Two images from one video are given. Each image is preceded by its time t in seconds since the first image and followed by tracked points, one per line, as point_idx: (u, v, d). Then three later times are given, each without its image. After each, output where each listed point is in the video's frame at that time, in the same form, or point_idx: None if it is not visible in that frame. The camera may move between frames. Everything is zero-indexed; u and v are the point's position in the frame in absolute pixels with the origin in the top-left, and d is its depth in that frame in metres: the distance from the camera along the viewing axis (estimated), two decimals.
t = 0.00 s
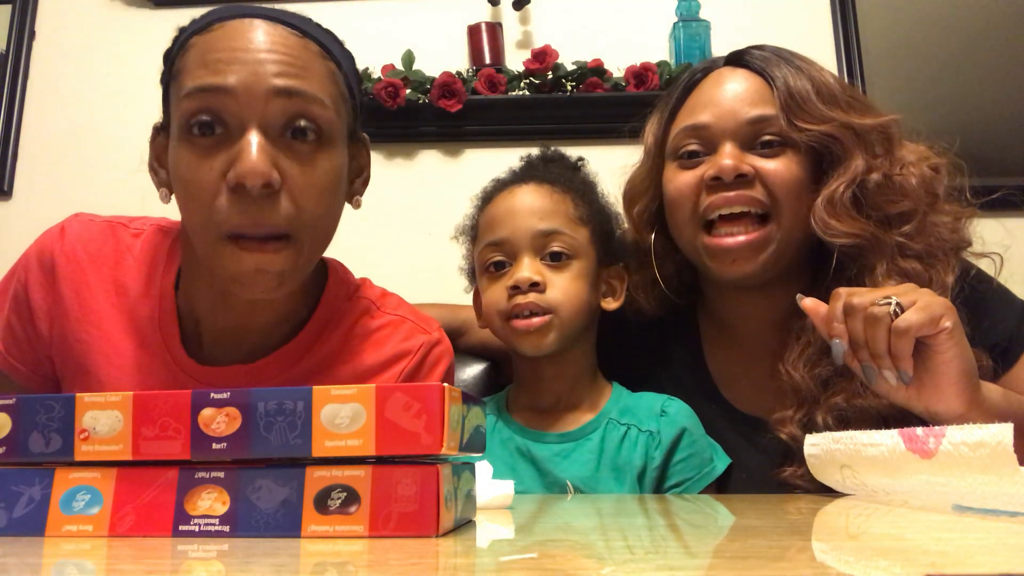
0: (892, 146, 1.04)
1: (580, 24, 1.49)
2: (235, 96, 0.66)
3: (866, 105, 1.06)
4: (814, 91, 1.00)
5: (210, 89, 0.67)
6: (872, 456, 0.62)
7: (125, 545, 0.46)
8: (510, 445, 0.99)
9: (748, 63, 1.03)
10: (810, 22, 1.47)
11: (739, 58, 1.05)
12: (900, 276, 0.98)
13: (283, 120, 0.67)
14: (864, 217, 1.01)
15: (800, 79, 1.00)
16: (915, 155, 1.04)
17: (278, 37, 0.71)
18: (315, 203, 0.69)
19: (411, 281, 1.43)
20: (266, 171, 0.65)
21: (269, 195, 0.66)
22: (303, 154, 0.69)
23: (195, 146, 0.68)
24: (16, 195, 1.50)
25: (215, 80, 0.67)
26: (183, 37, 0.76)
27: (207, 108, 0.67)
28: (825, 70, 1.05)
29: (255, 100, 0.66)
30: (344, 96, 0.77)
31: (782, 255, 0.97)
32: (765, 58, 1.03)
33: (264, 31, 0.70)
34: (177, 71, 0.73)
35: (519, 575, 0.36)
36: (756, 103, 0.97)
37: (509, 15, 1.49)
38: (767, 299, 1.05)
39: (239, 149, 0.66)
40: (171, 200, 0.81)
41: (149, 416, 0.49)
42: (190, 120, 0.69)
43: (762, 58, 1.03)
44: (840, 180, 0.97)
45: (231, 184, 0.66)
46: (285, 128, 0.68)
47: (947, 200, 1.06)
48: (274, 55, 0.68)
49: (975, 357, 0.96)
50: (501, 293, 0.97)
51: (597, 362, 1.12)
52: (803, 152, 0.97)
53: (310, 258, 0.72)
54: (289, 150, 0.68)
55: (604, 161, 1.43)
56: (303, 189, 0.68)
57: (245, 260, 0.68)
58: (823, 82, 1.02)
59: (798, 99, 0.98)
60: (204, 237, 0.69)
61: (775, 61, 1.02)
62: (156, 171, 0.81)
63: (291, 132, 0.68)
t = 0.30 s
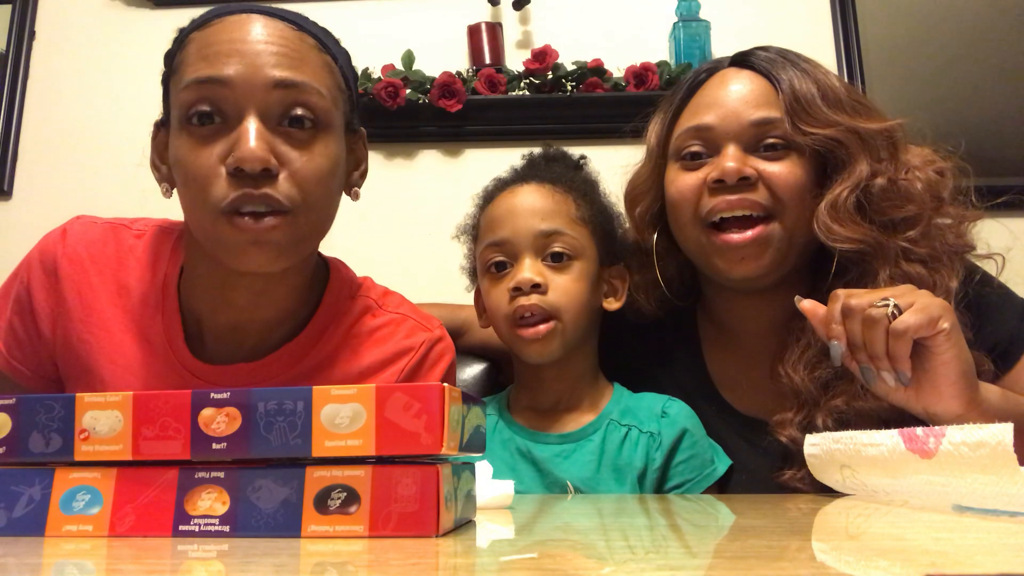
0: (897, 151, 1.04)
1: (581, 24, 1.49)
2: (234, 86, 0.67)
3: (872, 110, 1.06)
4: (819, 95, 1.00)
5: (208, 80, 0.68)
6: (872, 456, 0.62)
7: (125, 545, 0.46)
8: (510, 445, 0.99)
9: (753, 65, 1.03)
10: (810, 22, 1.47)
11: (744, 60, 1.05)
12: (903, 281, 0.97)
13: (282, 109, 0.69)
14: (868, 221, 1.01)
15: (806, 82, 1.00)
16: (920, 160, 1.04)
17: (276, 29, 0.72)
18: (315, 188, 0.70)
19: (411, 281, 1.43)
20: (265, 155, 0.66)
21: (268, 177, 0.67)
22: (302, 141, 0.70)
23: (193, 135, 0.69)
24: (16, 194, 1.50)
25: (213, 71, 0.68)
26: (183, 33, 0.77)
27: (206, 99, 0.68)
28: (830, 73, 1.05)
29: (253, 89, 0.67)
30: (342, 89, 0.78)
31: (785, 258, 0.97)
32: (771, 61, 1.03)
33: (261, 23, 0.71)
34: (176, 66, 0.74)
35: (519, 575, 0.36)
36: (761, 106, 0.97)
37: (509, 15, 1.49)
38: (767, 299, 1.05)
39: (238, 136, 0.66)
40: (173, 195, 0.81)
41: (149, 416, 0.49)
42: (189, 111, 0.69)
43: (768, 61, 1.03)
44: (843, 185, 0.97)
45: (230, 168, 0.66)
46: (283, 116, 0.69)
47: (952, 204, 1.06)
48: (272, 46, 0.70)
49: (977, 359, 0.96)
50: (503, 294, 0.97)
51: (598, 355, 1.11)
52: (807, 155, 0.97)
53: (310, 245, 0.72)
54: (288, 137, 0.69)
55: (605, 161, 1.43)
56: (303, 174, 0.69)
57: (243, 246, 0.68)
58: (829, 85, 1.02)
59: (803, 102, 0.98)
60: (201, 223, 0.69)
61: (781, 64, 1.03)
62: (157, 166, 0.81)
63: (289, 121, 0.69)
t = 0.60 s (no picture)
0: (897, 153, 1.04)
1: (581, 24, 1.49)
2: (242, 71, 0.69)
3: (873, 111, 1.06)
4: (820, 95, 1.00)
5: (217, 66, 0.70)
6: (872, 456, 0.62)
7: (125, 544, 0.46)
8: (511, 446, 0.99)
9: (754, 65, 1.03)
10: (810, 22, 1.47)
11: (745, 60, 1.05)
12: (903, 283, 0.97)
13: (287, 95, 0.70)
14: (868, 223, 1.01)
15: (806, 83, 1.00)
16: (920, 162, 1.04)
17: (285, 24, 0.74)
18: (319, 172, 0.70)
19: (411, 281, 1.43)
20: (269, 134, 0.67)
21: (272, 156, 0.67)
22: (307, 127, 0.70)
23: (199, 118, 0.70)
24: (16, 194, 1.50)
25: (222, 57, 0.70)
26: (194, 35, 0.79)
27: (214, 84, 0.70)
28: (831, 74, 1.05)
29: (261, 74, 0.69)
30: (348, 90, 0.79)
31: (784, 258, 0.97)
32: (772, 61, 1.03)
33: (271, 19, 0.73)
34: (185, 59, 0.75)
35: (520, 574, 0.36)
36: (761, 105, 0.97)
37: (509, 15, 1.49)
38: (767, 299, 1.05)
39: (243, 116, 0.67)
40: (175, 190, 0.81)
41: (149, 415, 0.49)
42: (196, 96, 0.71)
43: (769, 61, 1.04)
44: (844, 187, 0.97)
45: (234, 145, 0.67)
46: (288, 103, 0.70)
47: (953, 207, 1.05)
48: (280, 36, 0.72)
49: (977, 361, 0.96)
50: (503, 295, 0.97)
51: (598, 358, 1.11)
52: (808, 155, 0.97)
53: (311, 233, 0.72)
54: (294, 122, 0.70)
55: (605, 161, 1.43)
56: (306, 156, 0.69)
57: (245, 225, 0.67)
58: (830, 86, 1.02)
59: (803, 103, 0.98)
60: (203, 205, 0.69)
61: (781, 65, 1.03)
62: (160, 163, 0.81)
63: (295, 107, 0.70)
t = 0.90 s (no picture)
0: (897, 154, 1.04)
1: (581, 24, 1.49)
2: (240, 67, 0.71)
3: (872, 112, 1.06)
4: (819, 96, 1.00)
5: (217, 62, 0.72)
6: (872, 456, 0.62)
7: (125, 545, 0.46)
8: (512, 447, 0.99)
9: (754, 65, 1.03)
10: (810, 22, 1.47)
11: (744, 61, 1.06)
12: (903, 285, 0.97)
13: (285, 89, 0.72)
14: (867, 225, 1.01)
15: (805, 84, 1.00)
16: (920, 163, 1.04)
17: (283, 26, 0.76)
18: (315, 163, 0.71)
19: (411, 281, 1.43)
20: (266, 123, 0.69)
21: (268, 144, 0.68)
22: (304, 120, 0.72)
23: (197, 110, 0.71)
24: (16, 194, 1.50)
25: (222, 54, 0.72)
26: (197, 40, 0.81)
27: (213, 79, 0.72)
28: (830, 75, 1.05)
29: (260, 69, 0.71)
30: (345, 88, 0.81)
31: (786, 259, 0.97)
32: (771, 62, 1.03)
33: (269, 21, 0.76)
34: (185, 60, 0.77)
35: (520, 575, 0.36)
36: (761, 105, 0.97)
37: (509, 15, 1.50)
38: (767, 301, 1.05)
39: (241, 107, 0.69)
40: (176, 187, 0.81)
41: (149, 416, 0.49)
42: (195, 91, 0.72)
43: (768, 61, 1.04)
44: (844, 188, 0.97)
45: (231, 133, 0.68)
46: (286, 98, 0.72)
47: (953, 208, 1.05)
48: (278, 37, 0.74)
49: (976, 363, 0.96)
50: (505, 297, 0.97)
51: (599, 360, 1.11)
52: (807, 156, 0.97)
53: (310, 222, 0.73)
54: (291, 115, 0.72)
55: (605, 161, 1.43)
56: (303, 145, 0.70)
57: (239, 209, 0.68)
58: (829, 87, 1.02)
59: (802, 104, 0.98)
60: (198, 192, 0.70)
61: (781, 65, 1.03)
62: (164, 162, 0.81)
63: (292, 102, 0.72)
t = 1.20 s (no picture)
0: (896, 155, 1.04)
1: (581, 24, 1.49)
2: (208, 59, 0.72)
3: (872, 113, 1.06)
4: (819, 96, 1.00)
5: (186, 57, 0.72)
6: (873, 456, 0.62)
7: (125, 545, 0.46)
8: (512, 447, 0.99)
9: (753, 66, 1.03)
10: (810, 23, 1.47)
11: (744, 61, 1.06)
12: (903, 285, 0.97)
13: (253, 79, 0.72)
14: (867, 225, 1.01)
15: (805, 84, 1.00)
16: (919, 164, 1.04)
17: (251, 22, 0.77)
18: (286, 147, 0.71)
19: (411, 281, 1.43)
20: (235, 109, 0.69)
21: (237, 129, 0.68)
22: (274, 106, 0.72)
23: (168, 103, 0.71)
24: (16, 195, 1.50)
25: (190, 49, 0.73)
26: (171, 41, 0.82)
27: (183, 72, 0.72)
28: (830, 76, 1.05)
29: (227, 61, 0.72)
30: (315, 78, 0.81)
31: (787, 258, 0.97)
32: (770, 62, 1.03)
33: (237, 17, 0.77)
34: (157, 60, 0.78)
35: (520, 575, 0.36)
36: (760, 106, 0.97)
37: (509, 15, 1.50)
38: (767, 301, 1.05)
39: (210, 97, 0.70)
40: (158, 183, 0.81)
41: (149, 416, 0.49)
42: (166, 86, 0.72)
43: (768, 61, 1.04)
44: (843, 189, 0.97)
45: (200, 120, 0.68)
46: (255, 87, 0.72)
47: (952, 209, 1.06)
48: (245, 30, 0.75)
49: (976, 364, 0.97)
50: (507, 297, 0.97)
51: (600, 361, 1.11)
52: (807, 156, 0.97)
53: (285, 206, 0.73)
54: (260, 103, 0.72)
55: (605, 161, 1.43)
56: (274, 129, 0.70)
57: (211, 193, 0.67)
58: (828, 88, 1.02)
59: (802, 104, 0.98)
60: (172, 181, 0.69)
61: (780, 66, 1.03)
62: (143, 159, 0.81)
63: (260, 90, 0.72)
